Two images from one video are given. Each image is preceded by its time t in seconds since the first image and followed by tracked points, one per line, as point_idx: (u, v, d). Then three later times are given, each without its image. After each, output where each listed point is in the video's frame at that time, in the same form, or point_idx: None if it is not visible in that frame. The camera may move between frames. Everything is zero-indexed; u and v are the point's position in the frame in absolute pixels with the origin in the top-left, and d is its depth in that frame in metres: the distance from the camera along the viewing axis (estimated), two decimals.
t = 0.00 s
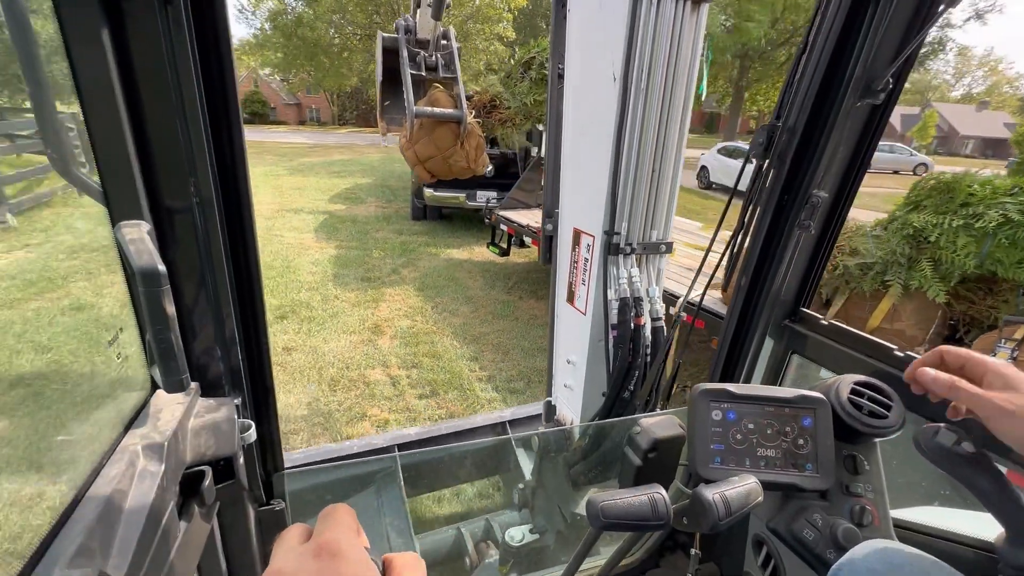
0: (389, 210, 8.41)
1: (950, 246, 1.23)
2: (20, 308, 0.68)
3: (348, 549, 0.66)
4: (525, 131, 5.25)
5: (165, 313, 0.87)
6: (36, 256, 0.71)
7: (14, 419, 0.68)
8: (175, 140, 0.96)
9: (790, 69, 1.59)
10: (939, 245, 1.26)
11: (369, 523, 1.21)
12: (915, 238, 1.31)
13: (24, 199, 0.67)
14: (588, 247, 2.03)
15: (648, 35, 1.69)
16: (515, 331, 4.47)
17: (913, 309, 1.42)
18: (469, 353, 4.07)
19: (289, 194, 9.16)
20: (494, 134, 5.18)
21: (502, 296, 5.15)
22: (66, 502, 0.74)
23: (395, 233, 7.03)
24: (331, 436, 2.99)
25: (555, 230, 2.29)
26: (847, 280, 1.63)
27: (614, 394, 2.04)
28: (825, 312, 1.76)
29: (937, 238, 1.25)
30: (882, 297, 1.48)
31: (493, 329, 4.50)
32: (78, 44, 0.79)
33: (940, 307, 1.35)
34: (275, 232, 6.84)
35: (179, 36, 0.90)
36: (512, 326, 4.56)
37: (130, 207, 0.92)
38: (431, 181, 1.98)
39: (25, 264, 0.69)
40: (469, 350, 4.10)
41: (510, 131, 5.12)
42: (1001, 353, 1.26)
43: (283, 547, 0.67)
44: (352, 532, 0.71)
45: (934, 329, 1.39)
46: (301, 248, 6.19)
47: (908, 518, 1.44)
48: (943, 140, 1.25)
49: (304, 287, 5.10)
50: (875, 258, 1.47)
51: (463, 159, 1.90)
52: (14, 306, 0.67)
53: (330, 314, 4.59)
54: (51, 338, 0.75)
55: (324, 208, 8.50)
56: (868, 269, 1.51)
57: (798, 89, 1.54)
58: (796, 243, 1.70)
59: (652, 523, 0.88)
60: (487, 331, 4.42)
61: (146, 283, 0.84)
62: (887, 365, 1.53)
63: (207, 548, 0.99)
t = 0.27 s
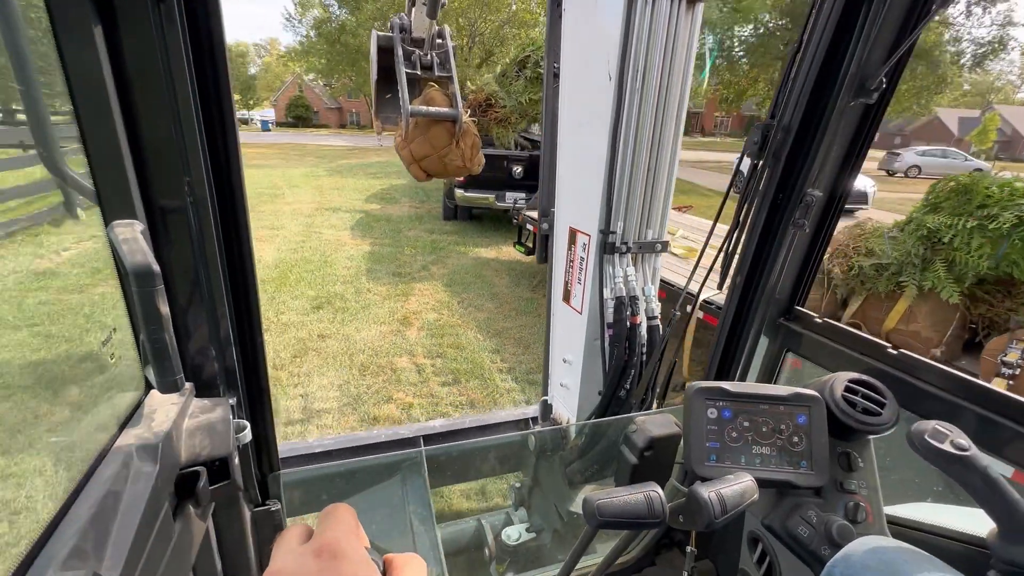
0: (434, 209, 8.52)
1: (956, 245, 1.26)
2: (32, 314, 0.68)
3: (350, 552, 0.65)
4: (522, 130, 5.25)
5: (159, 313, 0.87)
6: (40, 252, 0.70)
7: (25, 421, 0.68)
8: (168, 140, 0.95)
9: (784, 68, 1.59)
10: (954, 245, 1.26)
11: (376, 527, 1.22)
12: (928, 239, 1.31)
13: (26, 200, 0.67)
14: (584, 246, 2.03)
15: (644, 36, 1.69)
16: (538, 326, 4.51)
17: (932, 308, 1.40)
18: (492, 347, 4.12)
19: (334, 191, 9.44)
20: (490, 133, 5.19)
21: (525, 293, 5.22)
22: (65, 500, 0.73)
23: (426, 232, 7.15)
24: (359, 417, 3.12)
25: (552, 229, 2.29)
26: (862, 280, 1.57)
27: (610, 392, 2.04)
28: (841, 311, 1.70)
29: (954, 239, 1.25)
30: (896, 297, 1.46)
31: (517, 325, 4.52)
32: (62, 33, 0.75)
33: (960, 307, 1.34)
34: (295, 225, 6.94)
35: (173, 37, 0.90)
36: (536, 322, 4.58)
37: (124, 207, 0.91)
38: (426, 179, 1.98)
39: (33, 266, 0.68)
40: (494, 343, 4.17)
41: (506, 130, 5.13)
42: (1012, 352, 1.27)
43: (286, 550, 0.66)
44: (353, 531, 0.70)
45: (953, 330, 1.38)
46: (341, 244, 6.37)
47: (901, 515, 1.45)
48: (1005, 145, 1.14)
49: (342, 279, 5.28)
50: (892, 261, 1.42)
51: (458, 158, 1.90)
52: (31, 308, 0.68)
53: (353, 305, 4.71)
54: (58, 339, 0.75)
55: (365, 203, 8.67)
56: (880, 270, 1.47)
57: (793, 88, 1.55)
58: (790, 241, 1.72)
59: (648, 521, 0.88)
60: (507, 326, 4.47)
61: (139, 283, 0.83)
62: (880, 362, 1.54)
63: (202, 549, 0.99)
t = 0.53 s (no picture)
0: (461, 210, 8.90)
1: (967, 244, 1.20)
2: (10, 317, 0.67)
3: (349, 552, 0.65)
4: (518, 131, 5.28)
5: (153, 315, 0.86)
6: (25, 254, 0.69)
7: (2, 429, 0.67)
8: (162, 140, 0.95)
9: (777, 69, 1.60)
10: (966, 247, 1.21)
11: (396, 522, 1.27)
12: (941, 241, 1.25)
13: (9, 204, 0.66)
14: (579, 246, 2.04)
15: (638, 36, 1.70)
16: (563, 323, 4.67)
17: (947, 310, 1.31)
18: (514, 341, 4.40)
19: (355, 189, 10.08)
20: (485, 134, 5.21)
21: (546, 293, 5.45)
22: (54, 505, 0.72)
23: (455, 233, 7.43)
24: (383, 403, 3.37)
25: (547, 229, 2.29)
26: (874, 281, 1.48)
27: (606, 392, 2.04)
28: (857, 313, 1.63)
29: (965, 241, 1.20)
30: (911, 298, 1.39)
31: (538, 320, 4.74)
32: (51, 32, 0.74)
33: (977, 307, 1.25)
34: (333, 221, 7.69)
35: (168, 41, 0.91)
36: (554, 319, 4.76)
37: (117, 209, 0.90)
38: (422, 180, 1.97)
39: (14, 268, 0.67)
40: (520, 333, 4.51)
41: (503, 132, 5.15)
42: None
43: (287, 552, 0.66)
44: (351, 534, 0.70)
45: (971, 332, 1.30)
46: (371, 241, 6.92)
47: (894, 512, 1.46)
48: None
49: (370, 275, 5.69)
50: (907, 262, 1.35)
51: (454, 159, 1.89)
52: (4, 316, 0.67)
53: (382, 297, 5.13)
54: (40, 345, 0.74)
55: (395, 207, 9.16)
56: (894, 271, 1.39)
57: (785, 89, 1.56)
58: (784, 241, 1.74)
59: (643, 521, 0.89)
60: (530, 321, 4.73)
61: (132, 285, 0.83)
62: (873, 361, 1.55)
63: (197, 552, 0.98)
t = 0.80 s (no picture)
0: (490, 210, 9.30)
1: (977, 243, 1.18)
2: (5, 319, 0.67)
3: (347, 551, 0.64)
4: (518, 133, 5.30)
5: (146, 316, 0.86)
6: (18, 253, 0.69)
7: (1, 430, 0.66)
8: (157, 140, 0.94)
9: (773, 69, 1.60)
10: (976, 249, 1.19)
11: (416, 511, 1.23)
12: (950, 240, 1.24)
13: None
14: (575, 246, 2.04)
15: (633, 36, 1.69)
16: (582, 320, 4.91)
17: (958, 310, 1.27)
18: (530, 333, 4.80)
19: (388, 194, 10.76)
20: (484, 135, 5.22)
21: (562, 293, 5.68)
22: (48, 505, 0.72)
23: (480, 233, 7.93)
24: (405, 386, 3.83)
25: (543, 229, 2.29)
26: (884, 281, 1.44)
27: (602, 391, 2.04)
28: (869, 312, 1.58)
29: (975, 241, 1.19)
30: (922, 298, 1.34)
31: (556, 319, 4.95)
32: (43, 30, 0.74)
33: (990, 308, 1.21)
34: (363, 222, 8.40)
35: (162, 38, 0.90)
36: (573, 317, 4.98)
37: (110, 208, 0.89)
38: (418, 179, 1.96)
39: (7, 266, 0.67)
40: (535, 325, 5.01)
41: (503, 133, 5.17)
42: None
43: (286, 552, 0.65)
44: (350, 535, 0.69)
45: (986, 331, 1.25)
46: (399, 237, 7.68)
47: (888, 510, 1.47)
48: None
49: (398, 270, 6.32)
50: (919, 261, 1.32)
51: (450, 158, 1.88)
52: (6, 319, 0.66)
53: (404, 293, 5.67)
54: (38, 345, 0.73)
55: (428, 211, 9.37)
56: (904, 271, 1.36)
57: (781, 88, 1.56)
58: (780, 240, 1.74)
59: (641, 521, 0.89)
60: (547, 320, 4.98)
61: (125, 285, 0.83)
62: (869, 360, 1.56)
63: (192, 553, 0.97)
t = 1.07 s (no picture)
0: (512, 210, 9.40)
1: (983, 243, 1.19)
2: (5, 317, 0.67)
3: (354, 550, 0.65)
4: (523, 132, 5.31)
5: (147, 314, 0.86)
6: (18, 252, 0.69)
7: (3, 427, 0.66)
8: (158, 139, 0.94)
9: (774, 67, 1.60)
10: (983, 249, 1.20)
11: (434, 503, 1.25)
12: (957, 240, 1.25)
13: None
14: (576, 244, 2.04)
15: (634, 34, 1.69)
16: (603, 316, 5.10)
17: (967, 309, 1.27)
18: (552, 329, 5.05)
19: (412, 194, 11.12)
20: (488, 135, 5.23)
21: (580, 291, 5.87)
22: (48, 504, 0.72)
23: (503, 233, 8.03)
24: (427, 375, 4.15)
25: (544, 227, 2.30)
26: (895, 279, 1.44)
27: (603, 389, 2.04)
28: (879, 311, 1.56)
29: (982, 240, 1.19)
30: (932, 298, 1.35)
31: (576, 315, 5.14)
32: (44, 29, 0.74)
33: (1000, 307, 1.21)
34: (389, 222, 8.72)
35: (163, 36, 0.89)
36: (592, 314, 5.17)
37: (111, 207, 0.89)
38: (417, 177, 1.97)
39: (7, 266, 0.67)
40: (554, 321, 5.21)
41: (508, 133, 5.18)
42: None
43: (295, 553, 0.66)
44: (355, 534, 0.69)
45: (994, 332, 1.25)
46: (422, 237, 7.88)
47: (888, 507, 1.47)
48: None
49: (422, 268, 6.58)
50: (930, 261, 1.33)
51: (450, 156, 1.88)
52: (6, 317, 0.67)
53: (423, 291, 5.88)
54: (39, 342, 0.74)
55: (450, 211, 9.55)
56: (914, 270, 1.38)
57: (782, 86, 1.56)
58: (781, 238, 1.74)
59: (641, 520, 0.89)
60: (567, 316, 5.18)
61: (127, 283, 0.83)
62: (869, 358, 1.56)
63: (194, 551, 0.98)
